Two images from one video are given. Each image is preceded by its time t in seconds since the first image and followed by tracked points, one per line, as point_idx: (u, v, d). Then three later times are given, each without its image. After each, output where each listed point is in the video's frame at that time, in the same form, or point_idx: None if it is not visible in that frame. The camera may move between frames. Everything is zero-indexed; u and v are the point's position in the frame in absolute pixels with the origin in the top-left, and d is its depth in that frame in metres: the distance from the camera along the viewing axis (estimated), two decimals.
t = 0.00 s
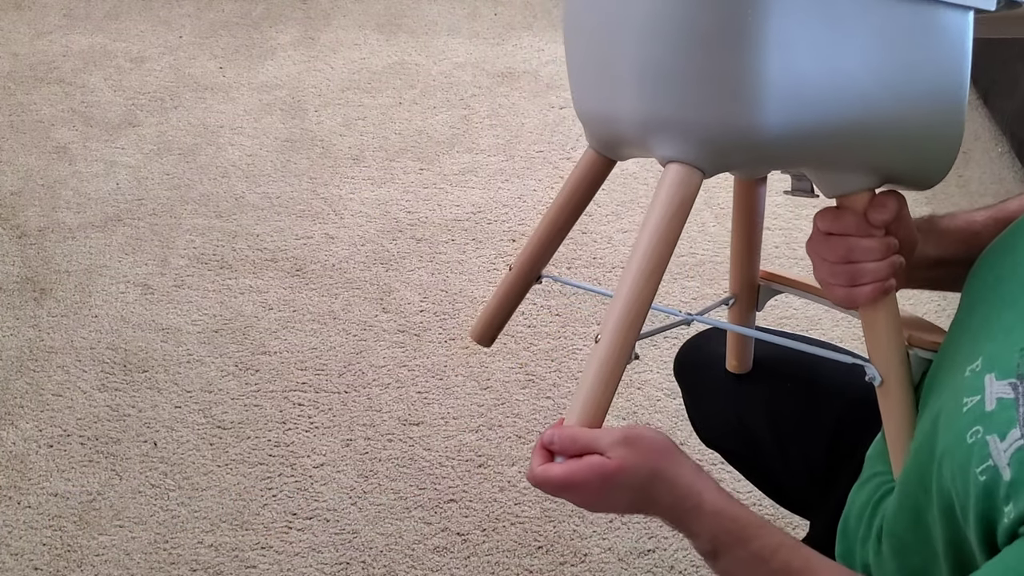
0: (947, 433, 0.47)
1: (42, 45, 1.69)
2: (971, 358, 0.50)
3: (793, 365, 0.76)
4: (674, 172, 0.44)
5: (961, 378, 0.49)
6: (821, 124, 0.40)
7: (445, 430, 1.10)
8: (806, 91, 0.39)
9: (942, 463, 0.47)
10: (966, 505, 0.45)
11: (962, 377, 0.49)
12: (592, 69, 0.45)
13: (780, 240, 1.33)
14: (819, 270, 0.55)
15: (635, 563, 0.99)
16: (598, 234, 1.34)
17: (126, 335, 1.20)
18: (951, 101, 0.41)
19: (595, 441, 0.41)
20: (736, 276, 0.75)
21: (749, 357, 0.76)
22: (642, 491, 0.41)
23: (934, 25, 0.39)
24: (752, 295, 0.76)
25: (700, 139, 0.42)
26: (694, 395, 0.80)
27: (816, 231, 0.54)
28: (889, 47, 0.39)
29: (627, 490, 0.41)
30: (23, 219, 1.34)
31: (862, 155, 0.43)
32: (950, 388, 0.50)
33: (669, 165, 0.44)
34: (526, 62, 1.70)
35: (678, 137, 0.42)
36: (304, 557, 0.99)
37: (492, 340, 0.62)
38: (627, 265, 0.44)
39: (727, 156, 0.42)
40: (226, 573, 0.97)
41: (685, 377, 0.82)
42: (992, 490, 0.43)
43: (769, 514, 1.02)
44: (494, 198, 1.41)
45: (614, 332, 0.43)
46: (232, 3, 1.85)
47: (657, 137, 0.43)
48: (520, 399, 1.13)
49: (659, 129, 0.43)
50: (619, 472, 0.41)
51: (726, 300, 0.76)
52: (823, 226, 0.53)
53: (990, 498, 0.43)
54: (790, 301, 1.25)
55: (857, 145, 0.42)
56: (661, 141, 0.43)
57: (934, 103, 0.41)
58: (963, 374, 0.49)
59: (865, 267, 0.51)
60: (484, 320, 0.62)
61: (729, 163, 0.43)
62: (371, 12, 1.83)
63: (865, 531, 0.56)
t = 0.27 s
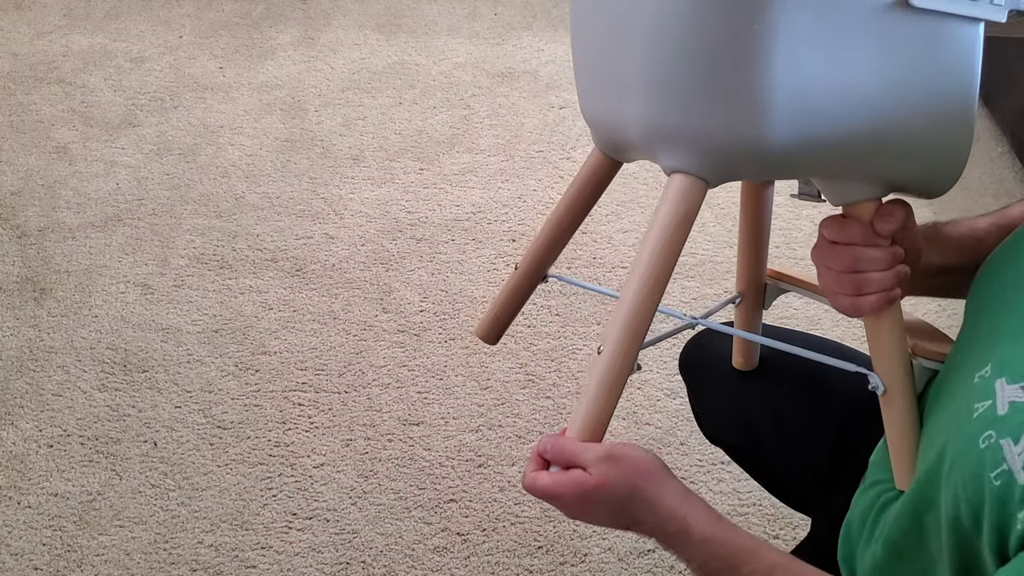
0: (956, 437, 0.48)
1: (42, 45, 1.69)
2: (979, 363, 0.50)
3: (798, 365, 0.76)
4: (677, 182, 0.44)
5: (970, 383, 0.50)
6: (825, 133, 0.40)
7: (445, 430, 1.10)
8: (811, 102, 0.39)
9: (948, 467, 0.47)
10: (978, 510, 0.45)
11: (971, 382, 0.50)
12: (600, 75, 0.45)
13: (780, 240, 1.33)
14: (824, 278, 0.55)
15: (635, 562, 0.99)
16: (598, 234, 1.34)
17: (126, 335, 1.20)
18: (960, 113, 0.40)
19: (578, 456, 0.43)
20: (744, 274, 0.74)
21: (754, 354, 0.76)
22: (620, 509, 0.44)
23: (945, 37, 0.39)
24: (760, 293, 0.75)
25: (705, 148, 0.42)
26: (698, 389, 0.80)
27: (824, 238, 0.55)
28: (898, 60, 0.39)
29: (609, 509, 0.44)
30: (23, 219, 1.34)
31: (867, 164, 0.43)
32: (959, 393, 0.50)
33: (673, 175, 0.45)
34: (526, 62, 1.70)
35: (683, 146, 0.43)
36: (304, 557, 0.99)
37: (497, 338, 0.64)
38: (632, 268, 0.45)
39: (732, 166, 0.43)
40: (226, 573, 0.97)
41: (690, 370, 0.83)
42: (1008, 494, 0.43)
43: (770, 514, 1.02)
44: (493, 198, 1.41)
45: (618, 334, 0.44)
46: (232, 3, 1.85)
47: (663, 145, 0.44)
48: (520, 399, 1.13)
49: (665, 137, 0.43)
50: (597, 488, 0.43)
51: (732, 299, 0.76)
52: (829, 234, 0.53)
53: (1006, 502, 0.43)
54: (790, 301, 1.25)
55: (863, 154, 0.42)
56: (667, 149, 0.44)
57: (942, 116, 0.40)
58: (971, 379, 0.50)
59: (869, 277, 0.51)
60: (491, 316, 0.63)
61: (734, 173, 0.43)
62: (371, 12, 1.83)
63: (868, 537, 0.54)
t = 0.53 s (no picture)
0: (966, 442, 0.48)
1: (42, 45, 1.69)
2: (985, 367, 0.51)
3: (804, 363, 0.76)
4: (676, 196, 0.45)
5: (977, 387, 0.50)
6: (825, 142, 0.41)
7: (445, 430, 1.10)
8: (808, 113, 0.39)
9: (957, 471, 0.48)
10: (990, 514, 0.46)
11: (977, 386, 0.50)
12: (600, 84, 0.45)
13: (780, 241, 1.33)
14: (827, 284, 0.55)
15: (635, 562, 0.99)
16: (598, 235, 1.35)
17: (126, 335, 1.20)
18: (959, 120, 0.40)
19: (575, 467, 0.46)
20: (747, 273, 0.74)
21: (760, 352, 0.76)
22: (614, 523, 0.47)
23: (943, 44, 0.39)
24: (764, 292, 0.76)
25: (704, 159, 0.42)
26: (704, 384, 0.81)
27: (825, 245, 0.54)
28: (896, 69, 0.39)
29: (598, 522, 0.47)
30: (22, 219, 1.34)
31: (867, 171, 0.43)
32: (964, 397, 0.51)
33: (674, 187, 0.45)
34: (526, 62, 1.70)
35: (682, 156, 0.43)
36: (304, 557, 0.99)
37: (501, 343, 0.67)
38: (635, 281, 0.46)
39: (731, 176, 0.43)
40: (226, 573, 0.97)
41: (696, 364, 0.83)
42: None
43: (769, 514, 1.03)
44: (493, 198, 1.41)
45: (623, 348, 0.46)
46: (232, 3, 1.85)
47: (662, 156, 0.44)
48: (520, 399, 1.13)
49: (664, 148, 0.43)
50: (587, 499, 0.45)
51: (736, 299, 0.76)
52: (831, 240, 0.53)
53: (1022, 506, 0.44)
54: (790, 301, 1.25)
55: (862, 162, 0.42)
56: (666, 160, 0.44)
57: (941, 123, 0.40)
58: (977, 382, 0.50)
59: (872, 283, 0.51)
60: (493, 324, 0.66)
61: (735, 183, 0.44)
62: (371, 12, 1.83)
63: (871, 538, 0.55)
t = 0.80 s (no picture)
0: (972, 449, 0.48)
1: (43, 45, 1.69)
2: (988, 370, 0.50)
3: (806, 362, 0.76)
4: (669, 208, 0.45)
5: (982, 391, 0.50)
6: (817, 148, 0.41)
7: (445, 430, 1.10)
8: (799, 120, 0.39)
9: (965, 479, 0.47)
10: (997, 521, 0.45)
11: (982, 390, 0.50)
12: (588, 96, 0.45)
13: (780, 241, 1.33)
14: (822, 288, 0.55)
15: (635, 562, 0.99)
16: (598, 235, 1.35)
17: (126, 335, 1.20)
18: (950, 118, 0.40)
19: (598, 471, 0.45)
20: (743, 275, 0.74)
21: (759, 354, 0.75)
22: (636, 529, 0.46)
23: (930, 47, 0.39)
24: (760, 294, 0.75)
25: (696, 167, 0.42)
26: (705, 384, 0.81)
27: (819, 248, 0.54)
28: (885, 72, 0.39)
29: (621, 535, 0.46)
30: (23, 219, 1.34)
31: (861, 175, 0.43)
32: (969, 402, 0.50)
33: (667, 201, 0.45)
34: (526, 61, 1.70)
35: (674, 165, 0.43)
36: (304, 557, 0.99)
37: (499, 358, 0.66)
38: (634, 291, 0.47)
39: (725, 185, 0.43)
40: (226, 573, 0.97)
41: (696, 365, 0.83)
42: None
43: (770, 514, 1.02)
44: (493, 198, 1.41)
45: (625, 358, 0.46)
46: (232, 3, 1.85)
47: (654, 165, 0.44)
48: (520, 399, 1.13)
49: (656, 157, 0.43)
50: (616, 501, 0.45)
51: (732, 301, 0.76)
52: (825, 243, 0.53)
53: None
54: (790, 301, 1.25)
55: (857, 166, 0.42)
56: (658, 169, 0.44)
57: (932, 123, 0.40)
58: (982, 386, 0.50)
59: (869, 286, 0.51)
60: (491, 336, 0.65)
61: (728, 191, 0.44)
62: (371, 12, 1.83)
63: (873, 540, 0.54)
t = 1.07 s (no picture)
0: (972, 452, 0.48)
1: (42, 45, 1.69)
2: (988, 372, 0.50)
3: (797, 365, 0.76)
4: (668, 202, 0.45)
5: (981, 393, 0.50)
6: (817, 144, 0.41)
7: (445, 430, 1.10)
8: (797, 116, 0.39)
9: (965, 480, 0.47)
10: (996, 522, 0.45)
11: (981, 391, 0.50)
12: (587, 97, 0.45)
13: (779, 241, 1.33)
14: (819, 285, 0.54)
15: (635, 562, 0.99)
16: (597, 235, 1.35)
17: (126, 335, 1.20)
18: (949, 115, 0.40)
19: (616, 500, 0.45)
20: (735, 279, 0.74)
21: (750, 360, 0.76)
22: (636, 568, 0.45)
23: (928, 42, 0.38)
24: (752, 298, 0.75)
25: (698, 163, 0.42)
26: (699, 392, 0.81)
27: (817, 245, 0.53)
28: (883, 68, 0.39)
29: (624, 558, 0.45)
30: (23, 219, 1.34)
31: (858, 172, 0.43)
32: (968, 403, 0.50)
33: (667, 194, 0.45)
34: (526, 61, 1.70)
35: (675, 162, 0.43)
36: (304, 557, 0.99)
37: (492, 360, 0.66)
38: (632, 289, 0.46)
39: (724, 180, 0.43)
40: (226, 573, 0.97)
41: (690, 373, 0.83)
42: None
43: (769, 514, 1.03)
44: (493, 198, 1.41)
45: (624, 352, 0.45)
46: (232, 3, 1.85)
47: (654, 163, 0.44)
48: (520, 399, 1.13)
49: (657, 155, 0.43)
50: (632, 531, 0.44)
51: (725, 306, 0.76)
52: (822, 241, 0.52)
53: None
54: (790, 300, 1.25)
55: (854, 162, 0.42)
56: (658, 166, 0.44)
57: (930, 120, 0.40)
58: (981, 388, 0.50)
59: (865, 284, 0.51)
60: (486, 340, 0.65)
61: (729, 187, 0.44)
62: (371, 12, 1.83)
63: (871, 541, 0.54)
